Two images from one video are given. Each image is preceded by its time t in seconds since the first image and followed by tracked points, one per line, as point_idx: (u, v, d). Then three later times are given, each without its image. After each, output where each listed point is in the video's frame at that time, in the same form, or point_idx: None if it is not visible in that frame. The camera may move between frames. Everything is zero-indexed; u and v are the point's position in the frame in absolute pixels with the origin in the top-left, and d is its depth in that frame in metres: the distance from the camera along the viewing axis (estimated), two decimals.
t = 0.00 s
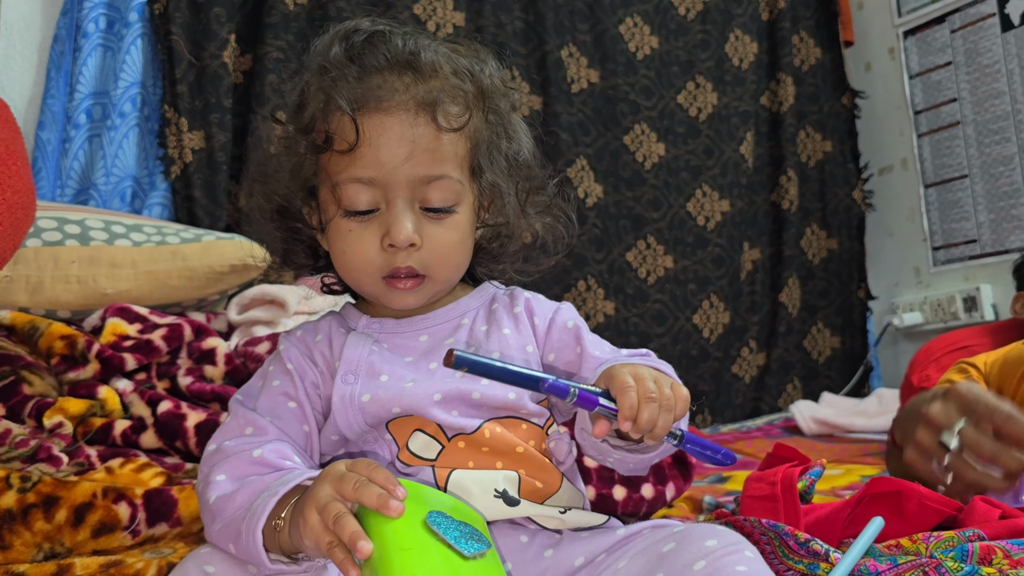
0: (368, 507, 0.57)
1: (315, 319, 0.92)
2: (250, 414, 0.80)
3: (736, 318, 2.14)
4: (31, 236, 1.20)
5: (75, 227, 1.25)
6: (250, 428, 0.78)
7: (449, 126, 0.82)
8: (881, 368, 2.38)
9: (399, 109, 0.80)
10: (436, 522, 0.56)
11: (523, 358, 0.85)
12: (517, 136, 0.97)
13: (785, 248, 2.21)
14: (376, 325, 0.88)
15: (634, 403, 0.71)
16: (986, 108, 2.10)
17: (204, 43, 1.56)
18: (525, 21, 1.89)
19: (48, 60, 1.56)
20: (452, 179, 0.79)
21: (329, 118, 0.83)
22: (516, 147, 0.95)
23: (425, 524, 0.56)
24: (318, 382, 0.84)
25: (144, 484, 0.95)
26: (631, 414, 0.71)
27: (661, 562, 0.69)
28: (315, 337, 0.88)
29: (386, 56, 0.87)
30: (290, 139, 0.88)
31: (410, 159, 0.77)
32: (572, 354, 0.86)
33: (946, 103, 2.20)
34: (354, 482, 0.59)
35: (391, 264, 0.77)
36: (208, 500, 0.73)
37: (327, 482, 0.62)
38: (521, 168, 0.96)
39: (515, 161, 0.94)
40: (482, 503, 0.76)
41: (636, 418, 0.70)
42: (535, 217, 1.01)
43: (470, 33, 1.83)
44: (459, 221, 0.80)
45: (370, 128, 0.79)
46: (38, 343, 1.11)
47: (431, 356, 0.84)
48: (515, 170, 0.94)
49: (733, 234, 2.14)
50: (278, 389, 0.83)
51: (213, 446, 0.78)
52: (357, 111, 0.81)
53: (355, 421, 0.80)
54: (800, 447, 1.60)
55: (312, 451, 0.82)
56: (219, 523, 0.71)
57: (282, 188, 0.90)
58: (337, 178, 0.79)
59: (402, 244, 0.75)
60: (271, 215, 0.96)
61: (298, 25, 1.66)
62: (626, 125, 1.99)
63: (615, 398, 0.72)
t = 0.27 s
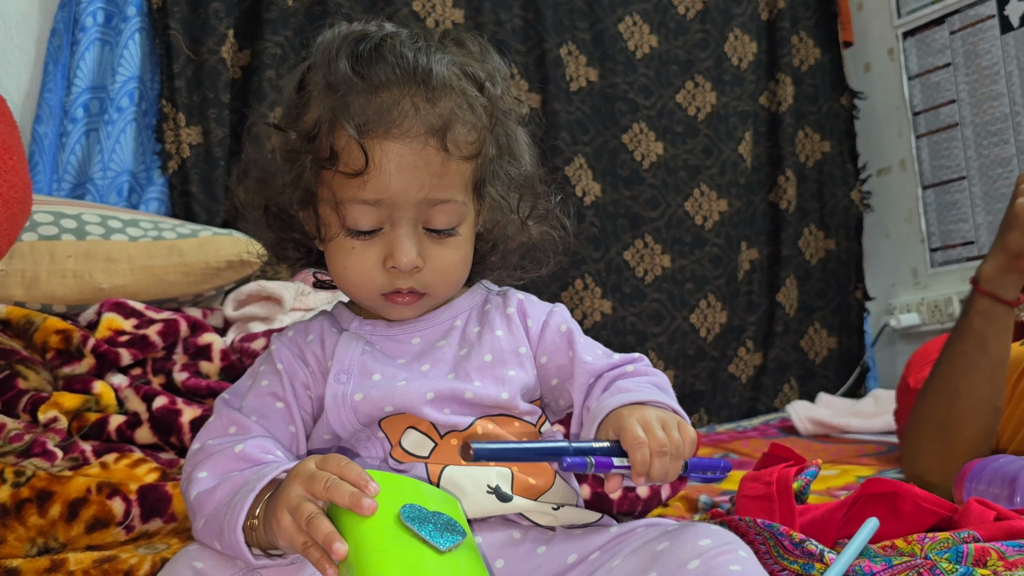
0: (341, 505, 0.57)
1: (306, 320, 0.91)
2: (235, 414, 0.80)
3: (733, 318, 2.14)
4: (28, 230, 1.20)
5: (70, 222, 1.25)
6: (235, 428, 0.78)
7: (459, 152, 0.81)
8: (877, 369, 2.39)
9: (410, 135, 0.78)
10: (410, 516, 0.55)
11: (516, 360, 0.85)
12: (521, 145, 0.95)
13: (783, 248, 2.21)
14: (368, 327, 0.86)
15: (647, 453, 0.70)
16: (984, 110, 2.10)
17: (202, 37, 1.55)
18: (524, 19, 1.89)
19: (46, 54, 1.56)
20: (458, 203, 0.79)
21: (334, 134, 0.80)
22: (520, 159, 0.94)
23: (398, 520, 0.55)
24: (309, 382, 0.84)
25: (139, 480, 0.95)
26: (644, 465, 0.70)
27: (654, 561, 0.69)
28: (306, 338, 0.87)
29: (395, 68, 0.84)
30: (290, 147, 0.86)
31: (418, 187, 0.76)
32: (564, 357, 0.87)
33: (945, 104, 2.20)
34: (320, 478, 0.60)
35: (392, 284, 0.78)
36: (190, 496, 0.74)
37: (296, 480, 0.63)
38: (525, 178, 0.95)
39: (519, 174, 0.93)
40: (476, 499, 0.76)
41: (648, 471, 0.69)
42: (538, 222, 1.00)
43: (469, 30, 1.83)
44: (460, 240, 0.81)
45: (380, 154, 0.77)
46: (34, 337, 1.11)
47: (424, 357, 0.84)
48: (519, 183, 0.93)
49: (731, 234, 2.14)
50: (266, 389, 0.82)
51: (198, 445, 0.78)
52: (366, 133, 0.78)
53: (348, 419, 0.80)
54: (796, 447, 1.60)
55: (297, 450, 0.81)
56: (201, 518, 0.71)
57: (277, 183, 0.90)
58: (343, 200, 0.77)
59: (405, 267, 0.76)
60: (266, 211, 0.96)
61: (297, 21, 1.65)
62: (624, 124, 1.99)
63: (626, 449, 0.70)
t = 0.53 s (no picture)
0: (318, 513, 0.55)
1: (312, 316, 0.91)
2: (237, 413, 0.80)
3: (736, 318, 2.14)
4: (31, 226, 1.20)
5: (74, 218, 1.25)
6: (236, 428, 0.78)
7: (462, 166, 0.79)
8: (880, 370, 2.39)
9: (410, 150, 0.77)
10: (386, 521, 0.52)
11: (523, 362, 0.85)
12: (533, 148, 0.93)
13: (786, 248, 2.21)
14: (374, 326, 0.86)
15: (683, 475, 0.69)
16: (989, 112, 2.09)
17: (206, 34, 1.55)
18: (529, 17, 1.88)
19: (50, 49, 1.55)
20: (461, 215, 0.78)
21: (334, 146, 0.79)
22: (532, 164, 0.91)
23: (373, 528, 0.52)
24: (314, 380, 0.84)
25: (141, 477, 0.95)
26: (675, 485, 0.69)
27: (657, 564, 0.69)
28: (312, 335, 0.87)
29: (398, 76, 0.82)
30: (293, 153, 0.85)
31: (419, 202, 0.76)
32: (580, 357, 0.87)
33: (949, 106, 2.20)
34: (295, 491, 0.60)
35: (394, 294, 0.78)
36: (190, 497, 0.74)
37: (278, 490, 0.63)
38: (538, 183, 0.93)
39: (530, 180, 0.91)
40: (481, 503, 0.75)
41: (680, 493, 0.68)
42: (551, 225, 0.99)
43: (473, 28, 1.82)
44: (464, 249, 0.80)
45: (378, 170, 0.76)
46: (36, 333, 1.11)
47: (431, 357, 0.84)
48: (530, 188, 0.91)
49: (734, 234, 2.13)
50: (270, 387, 0.82)
51: (198, 445, 0.78)
52: (364, 148, 0.77)
53: (354, 419, 0.80)
54: (798, 447, 1.59)
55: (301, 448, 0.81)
56: (200, 520, 0.71)
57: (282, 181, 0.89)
58: (343, 213, 0.77)
59: (405, 280, 0.76)
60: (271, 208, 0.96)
61: (302, 18, 1.65)
62: (628, 123, 1.99)
63: (665, 467, 0.69)
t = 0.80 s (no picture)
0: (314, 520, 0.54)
1: (323, 311, 0.91)
2: (244, 408, 0.79)
3: (740, 319, 2.13)
4: (36, 220, 1.20)
5: (79, 213, 1.24)
6: (243, 423, 0.78)
7: (472, 166, 0.78)
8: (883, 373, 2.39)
9: (419, 150, 0.76)
10: (377, 530, 0.50)
11: (535, 361, 0.85)
12: (548, 147, 0.92)
13: (790, 250, 2.20)
14: (385, 322, 0.86)
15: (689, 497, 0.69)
16: (995, 115, 2.09)
17: (213, 30, 1.55)
18: (536, 16, 1.88)
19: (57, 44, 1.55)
20: (471, 216, 0.78)
21: (344, 146, 0.79)
22: (545, 164, 0.91)
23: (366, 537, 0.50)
24: (324, 375, 0.84)
25: (145, 473, 0.95)
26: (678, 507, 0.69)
27: (663, 565, 0.68)
28: (323, 330, 0.87)
29: (408, 75, 0.81)
30: (305, 151, 0.85)
31: (427, 203, 0.75)
32: (594, 357, 0.87)
33: (955, 109, 2.19)
34: (283, 500, 0.60)
35: (403, 294, 0.78)
36: (196, 492, 0.74)
37: (269, 497, 0.63)
38: (551, 182, 0.92)
39: (542, 179, 0.90)
40: (489, 504, 0.73)
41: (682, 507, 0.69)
42: (565, 225, 0.99)
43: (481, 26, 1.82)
44: (474, 250, 0.80)
45: (387, 171, 0.76)
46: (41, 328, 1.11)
47: (442, 354, 0.84)
48: (542, 188, 0.90)
49: (738, 235, 2.13)
50: (279, 382, 0.82)
51: (205, 441, 0.78)
52: (373, 148, 0.77)
53: (364, 416, 0.80)
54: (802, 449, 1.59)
55: (309, 445, 0.81)
56: (205, 517, 0.71)
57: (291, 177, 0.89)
58: (352, 212, 0.77)
59: (415, 279, 0.76)
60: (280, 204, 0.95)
61: (309, 14, 1.65)
62: (634, 123, 1.99)
63: (671, 483, 0.69)
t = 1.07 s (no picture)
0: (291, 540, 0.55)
1: (322, 308, 0.92)
2: (244, 406, 0.80)
3: (737, 321, 2.14)
4: (35, 217, 1.20)
5: (78, 210, 1.25)
6: (243, 421, 0.78)
7: (475, 163, 0.78)
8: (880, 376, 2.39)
9: (423, 145, 0.76)
10: (343, 554, 0.50)
11: (530, 358, 0.85)
12: (550, 148, 0.93)
13: (788, 253, 2.21)
14: (384, 320, 0.87)
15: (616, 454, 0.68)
16: (994, 119, 2.09)
17: (213, 28, 1.55)
18: (535, 17, 1.89)
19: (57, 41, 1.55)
20: (473, 213, 0.78)
21: (347, 141, 0.79)
22: (547, 163, 0.91)
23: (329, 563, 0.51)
24: (323, 372, 0.84)
25: (140, 470, 0.95)
26: (602, 456, 0.67)
27: (656, 566, 0.69)
28: (322, 328, 0.88)
29: (413, 72, 0.82)
30: (308, 147, 0.85)
31: (430, 198, 0.75)
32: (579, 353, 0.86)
33: (955, 113, 2.19)
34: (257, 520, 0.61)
35: (404, 290, 0.78)
36: (196, 487, 0.74)
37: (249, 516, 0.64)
38: (552, 181, 0.92)
39: (544, 178, 0.90)
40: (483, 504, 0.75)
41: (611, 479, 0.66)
42: (564, 225, 0.99)
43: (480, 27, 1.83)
44: (476, 247, 0.80)
45: (390, 166, 0.76)
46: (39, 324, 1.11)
47: (440, 352, 0.84)
48: (544, 187, 0.91)
49: (737, 238, 2.14)
50: (279, 379, 0.83)
51: (205, 437, 0.78)
52: (376, 143, 0.77)
53: (361, 414, 0.80)
54: (798, 452, 1.59)
55: (308, 443, 0.81)
56: (202, 512, 0.71)
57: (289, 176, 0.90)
58: (355, 207, 0.77)
59: (416, 275, 0.76)
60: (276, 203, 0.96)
61: (309, 14, 1.65)
62: (633, 125, 1.99)
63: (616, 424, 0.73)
